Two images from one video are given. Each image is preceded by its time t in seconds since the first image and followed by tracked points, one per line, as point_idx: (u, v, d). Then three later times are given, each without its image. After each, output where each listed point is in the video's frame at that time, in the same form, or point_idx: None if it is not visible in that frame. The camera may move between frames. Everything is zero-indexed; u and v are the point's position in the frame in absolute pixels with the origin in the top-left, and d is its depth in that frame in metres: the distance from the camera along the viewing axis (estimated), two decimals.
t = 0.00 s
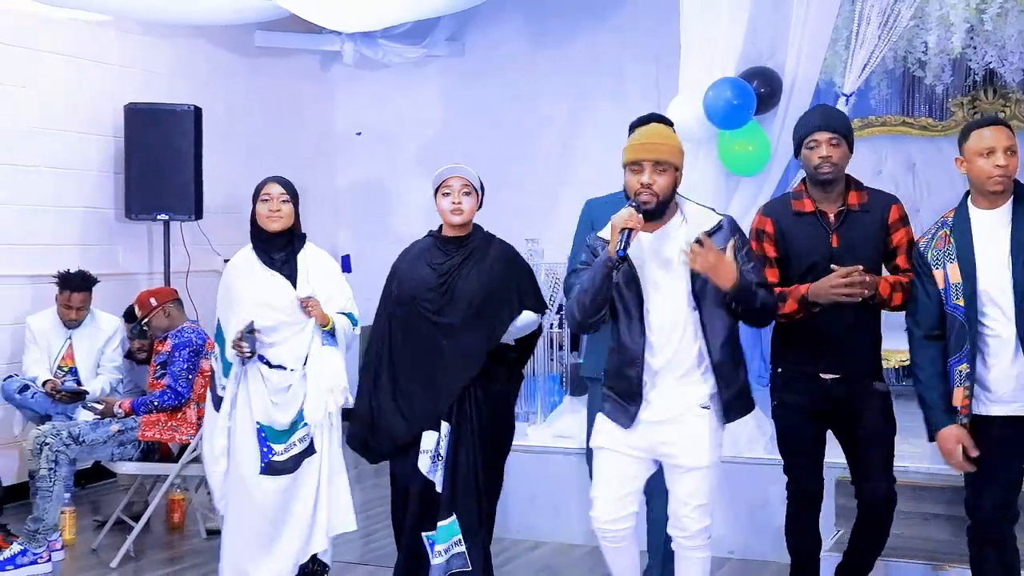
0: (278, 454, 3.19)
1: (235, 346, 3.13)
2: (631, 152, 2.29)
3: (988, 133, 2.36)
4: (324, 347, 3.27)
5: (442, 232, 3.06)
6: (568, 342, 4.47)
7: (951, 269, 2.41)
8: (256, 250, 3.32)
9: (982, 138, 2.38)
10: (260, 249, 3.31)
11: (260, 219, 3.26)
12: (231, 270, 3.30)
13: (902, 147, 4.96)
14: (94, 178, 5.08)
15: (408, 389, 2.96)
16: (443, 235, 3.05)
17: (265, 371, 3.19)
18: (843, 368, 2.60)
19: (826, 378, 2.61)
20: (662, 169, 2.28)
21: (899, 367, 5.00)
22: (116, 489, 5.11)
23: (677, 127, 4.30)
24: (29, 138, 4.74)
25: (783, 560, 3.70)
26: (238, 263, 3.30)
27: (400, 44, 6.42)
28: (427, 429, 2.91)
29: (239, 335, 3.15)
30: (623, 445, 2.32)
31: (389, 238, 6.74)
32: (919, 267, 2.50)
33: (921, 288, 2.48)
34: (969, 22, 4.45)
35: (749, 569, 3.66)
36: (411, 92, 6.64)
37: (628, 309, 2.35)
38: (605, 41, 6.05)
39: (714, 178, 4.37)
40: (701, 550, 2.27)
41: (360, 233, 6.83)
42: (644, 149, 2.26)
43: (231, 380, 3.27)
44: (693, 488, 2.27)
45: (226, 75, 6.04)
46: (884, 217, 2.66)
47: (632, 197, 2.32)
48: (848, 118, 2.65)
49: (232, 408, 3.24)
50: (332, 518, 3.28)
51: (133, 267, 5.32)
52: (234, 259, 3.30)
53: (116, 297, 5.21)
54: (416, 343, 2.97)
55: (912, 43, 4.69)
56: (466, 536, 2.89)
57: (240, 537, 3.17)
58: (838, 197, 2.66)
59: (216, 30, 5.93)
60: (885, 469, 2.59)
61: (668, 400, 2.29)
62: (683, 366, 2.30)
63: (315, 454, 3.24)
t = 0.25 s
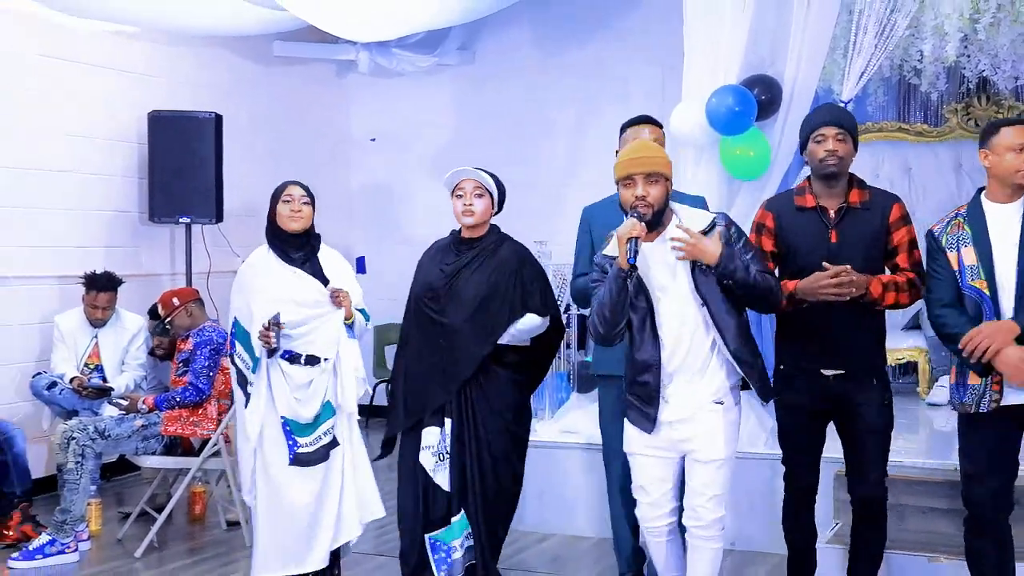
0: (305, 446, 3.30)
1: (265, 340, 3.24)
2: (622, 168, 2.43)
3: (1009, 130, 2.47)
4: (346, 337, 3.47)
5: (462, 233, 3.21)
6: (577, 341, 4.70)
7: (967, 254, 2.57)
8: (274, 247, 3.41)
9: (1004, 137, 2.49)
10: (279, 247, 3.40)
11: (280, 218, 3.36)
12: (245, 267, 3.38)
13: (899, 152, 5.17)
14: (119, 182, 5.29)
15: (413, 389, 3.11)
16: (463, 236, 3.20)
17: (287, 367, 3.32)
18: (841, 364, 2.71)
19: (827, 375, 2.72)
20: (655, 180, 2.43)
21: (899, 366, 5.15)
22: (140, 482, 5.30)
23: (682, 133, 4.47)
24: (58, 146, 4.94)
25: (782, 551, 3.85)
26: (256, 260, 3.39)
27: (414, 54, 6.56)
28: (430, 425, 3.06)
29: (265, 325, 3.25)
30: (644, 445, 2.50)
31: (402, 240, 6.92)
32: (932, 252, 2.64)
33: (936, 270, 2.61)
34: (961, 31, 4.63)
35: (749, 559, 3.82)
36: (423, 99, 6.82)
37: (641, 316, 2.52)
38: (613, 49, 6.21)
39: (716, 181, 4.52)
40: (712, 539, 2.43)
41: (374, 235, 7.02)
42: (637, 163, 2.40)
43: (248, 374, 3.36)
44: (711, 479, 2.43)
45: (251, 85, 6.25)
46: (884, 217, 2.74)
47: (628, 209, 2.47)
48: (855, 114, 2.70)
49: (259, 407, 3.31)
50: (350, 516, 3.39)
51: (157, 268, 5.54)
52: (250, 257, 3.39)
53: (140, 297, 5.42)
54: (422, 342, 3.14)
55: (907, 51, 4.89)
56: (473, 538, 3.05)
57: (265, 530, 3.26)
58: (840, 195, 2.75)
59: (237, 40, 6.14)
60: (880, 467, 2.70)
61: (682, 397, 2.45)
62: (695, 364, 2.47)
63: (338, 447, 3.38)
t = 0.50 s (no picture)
0: (313, 440, 3.43)
1: (277, 345, 3.38)
2: (640, 172, 2.59)
3: None
4: (350, 342, 3.60)
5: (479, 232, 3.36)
6: (585, 339, 4.82)
7: (998, 252, 2.55)
8: (284, 249, 3.51)
9: None
10: (288, 248, 3.51)
11: (289, 220, 3.47)
12: (258, 267, 3.49)
13: (899, 156, 5.45)
14: (143, 186, 5.53)
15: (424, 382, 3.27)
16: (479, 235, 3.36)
17: (294, 364, 3.45)
18: (849, 364, 2.78)
19: (840, 375, 2.79)
20: (672, 183, 2.59)
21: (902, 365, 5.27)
22: (163, 475, 5.48)
23: (688, 137, 4.56)
24: (84, 151, 5.18)
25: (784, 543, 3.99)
26: (267, 260, 3.51)
27: (427, 61, 6.64)
28: (433, 417, 3.22)
29: (278, 331, 3.39)
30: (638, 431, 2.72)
31: (416, 242, 7.09)
32: (961, 249, 2.62)
33: (963, 268, 2.61)
34: (961, 38, 4.80)
35: (752, 551, 3.95)
36: (436, 104, 7.00)
37: (638, 311, 2.71)
38: (621, 55, 6.35)
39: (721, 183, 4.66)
40: (702, 527, 2.59)
41: (389, 237, 7.19)
42: (655, 168, 2.55)
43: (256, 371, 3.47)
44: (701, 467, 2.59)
45: (271, 92, 6.43)
46: (900, 219, 2.80)
47: (647, 210, 2.63)
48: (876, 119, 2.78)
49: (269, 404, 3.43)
50: (361, 507, 3.54)
51: (176, 269, 5.75)
52: (262, 255, 3.52)
53: (160, 297, 5.64)
54: (432, 336, 3.30)
55: (908, 58, 5.05)
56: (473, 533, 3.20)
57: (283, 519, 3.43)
58: (857, 195, 2.82)
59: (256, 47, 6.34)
60: (888, 469, 2.76)
61: (671, 390, 2.64)
62: (682, 361, 2.64)
63: (347, 442, 3.51)
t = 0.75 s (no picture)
0: (310, 438, 3.49)
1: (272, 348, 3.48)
2: (665, 196, 2.72)
3: None
4: (352, 340, 3.62)
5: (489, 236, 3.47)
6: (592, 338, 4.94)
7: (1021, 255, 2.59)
8: (294, 250, 3.61)
9: None
10: (297, 249, 3.60)
11: (299, 224, 3.55)
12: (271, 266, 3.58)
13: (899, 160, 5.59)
14: (161, 188, 5.68)
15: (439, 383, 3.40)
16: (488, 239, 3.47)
17: (296, 363, 3.51)
18: (867, 370, 2.74)
19: (856, 379, 2.75)
20: (693, 208, 2.71)
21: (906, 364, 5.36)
22: (181, 471, 5.61)
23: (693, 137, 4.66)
24: (105, 154, 5.33)
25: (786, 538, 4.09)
26: (279, 262, 3.59)
27: (438, 67, 6.77)
28: (451, 421, 3.34)
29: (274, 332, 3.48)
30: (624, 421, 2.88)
31: (427, 243, 7.22)
32: (984, 249, 2.68)
33: (982, 268, 2.67)
34: (961, 44, 4.97)
35: (755, 546, 4.05)
36: (447, 108, 7.13)
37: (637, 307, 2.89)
38: (630, 59, 6.46)
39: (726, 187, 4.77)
40: (684, 523, 2.68)
41: (401, 239, 7.32)
42: (676, 194, 2.68)
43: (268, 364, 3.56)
44: (681, 465, 2.70)
45: (287, 96, 6.58)
46: (917, 236, 2.77)
47: (670, 229, 2.77)
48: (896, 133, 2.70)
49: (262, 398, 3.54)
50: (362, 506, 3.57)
51: (193, 269, 5.91)
52: (275, 258, 3.58)
53: (178, 297, 5.80)
54: (448, 340, 3.41)
55: (909, 63, 5.19)
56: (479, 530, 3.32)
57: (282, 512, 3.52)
58: (875, 208, 2.78)
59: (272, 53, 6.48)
60: (899, 469, 2.77)
61: (654, 388, 2.77)
62: (668, 362, 2.77)
63: (348, 441, 3.54)
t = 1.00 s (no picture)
0: (320, 435, 3.62)
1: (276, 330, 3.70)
2: (664, 206, 2.82)
3: None
4: (360, 337, 3.71)
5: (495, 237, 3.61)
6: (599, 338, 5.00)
7: None
8: (310, 252, 3.76)
9: None
10: (311, 249, 3.76)
11: (313, 223, 3.69)
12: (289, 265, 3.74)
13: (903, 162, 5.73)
14: (178, 191, 5.81)
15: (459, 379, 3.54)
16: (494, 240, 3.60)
17: (312, 361, 3.67)
18: (875, 367, 2.80)
19: (864, 374, 2.81)
20: (690, 217, 2.80)
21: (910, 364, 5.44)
22: (198, 467, 5.74)
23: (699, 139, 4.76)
24: (122, 158, 5.46)
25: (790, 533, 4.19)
26: (296, 263, 3.75)
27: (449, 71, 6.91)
28: (476, 416, 3.50)
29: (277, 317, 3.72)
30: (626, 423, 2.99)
31: (438, 245, 7.33)
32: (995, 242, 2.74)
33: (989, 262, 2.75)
34: (963, 48, 5.08)
35: (758, 541, 4.14)
36: (457, 112, 7.24)
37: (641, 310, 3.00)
38: (637, 64, 6.56)
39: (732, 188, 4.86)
40: (686, 525, 2.75)
41: (413, 240, 7.43)
42: (673, 203, 2.78)
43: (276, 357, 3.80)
44: (680, 468, 2.78)
45: (300, 101, 6.71)
46: (919, 227, 2.88)
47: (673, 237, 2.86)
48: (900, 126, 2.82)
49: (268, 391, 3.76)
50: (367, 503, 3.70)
51: (210, 270, 6.04)
52: (292, 260, 3.74)
53: (193, 297, 5.92)
54: (468, 336, 3.55)
55: (912, 68, 5.28)
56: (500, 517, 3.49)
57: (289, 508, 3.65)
58: (881, 201, 2.86)
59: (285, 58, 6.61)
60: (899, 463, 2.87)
61: (654, 391, 2.87)
62: (670, 367, 2.87)
63: (355, 439, 3.67)
